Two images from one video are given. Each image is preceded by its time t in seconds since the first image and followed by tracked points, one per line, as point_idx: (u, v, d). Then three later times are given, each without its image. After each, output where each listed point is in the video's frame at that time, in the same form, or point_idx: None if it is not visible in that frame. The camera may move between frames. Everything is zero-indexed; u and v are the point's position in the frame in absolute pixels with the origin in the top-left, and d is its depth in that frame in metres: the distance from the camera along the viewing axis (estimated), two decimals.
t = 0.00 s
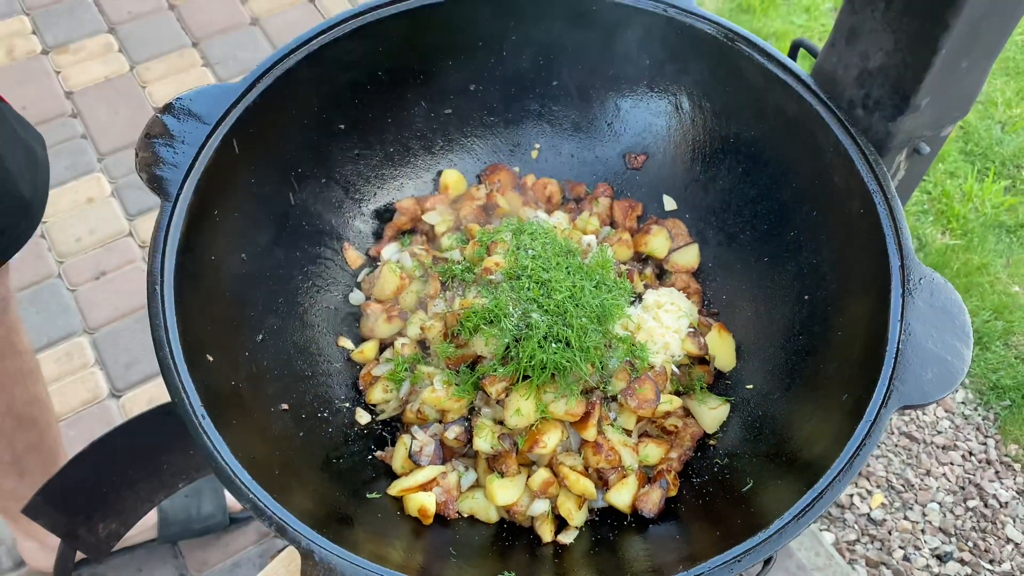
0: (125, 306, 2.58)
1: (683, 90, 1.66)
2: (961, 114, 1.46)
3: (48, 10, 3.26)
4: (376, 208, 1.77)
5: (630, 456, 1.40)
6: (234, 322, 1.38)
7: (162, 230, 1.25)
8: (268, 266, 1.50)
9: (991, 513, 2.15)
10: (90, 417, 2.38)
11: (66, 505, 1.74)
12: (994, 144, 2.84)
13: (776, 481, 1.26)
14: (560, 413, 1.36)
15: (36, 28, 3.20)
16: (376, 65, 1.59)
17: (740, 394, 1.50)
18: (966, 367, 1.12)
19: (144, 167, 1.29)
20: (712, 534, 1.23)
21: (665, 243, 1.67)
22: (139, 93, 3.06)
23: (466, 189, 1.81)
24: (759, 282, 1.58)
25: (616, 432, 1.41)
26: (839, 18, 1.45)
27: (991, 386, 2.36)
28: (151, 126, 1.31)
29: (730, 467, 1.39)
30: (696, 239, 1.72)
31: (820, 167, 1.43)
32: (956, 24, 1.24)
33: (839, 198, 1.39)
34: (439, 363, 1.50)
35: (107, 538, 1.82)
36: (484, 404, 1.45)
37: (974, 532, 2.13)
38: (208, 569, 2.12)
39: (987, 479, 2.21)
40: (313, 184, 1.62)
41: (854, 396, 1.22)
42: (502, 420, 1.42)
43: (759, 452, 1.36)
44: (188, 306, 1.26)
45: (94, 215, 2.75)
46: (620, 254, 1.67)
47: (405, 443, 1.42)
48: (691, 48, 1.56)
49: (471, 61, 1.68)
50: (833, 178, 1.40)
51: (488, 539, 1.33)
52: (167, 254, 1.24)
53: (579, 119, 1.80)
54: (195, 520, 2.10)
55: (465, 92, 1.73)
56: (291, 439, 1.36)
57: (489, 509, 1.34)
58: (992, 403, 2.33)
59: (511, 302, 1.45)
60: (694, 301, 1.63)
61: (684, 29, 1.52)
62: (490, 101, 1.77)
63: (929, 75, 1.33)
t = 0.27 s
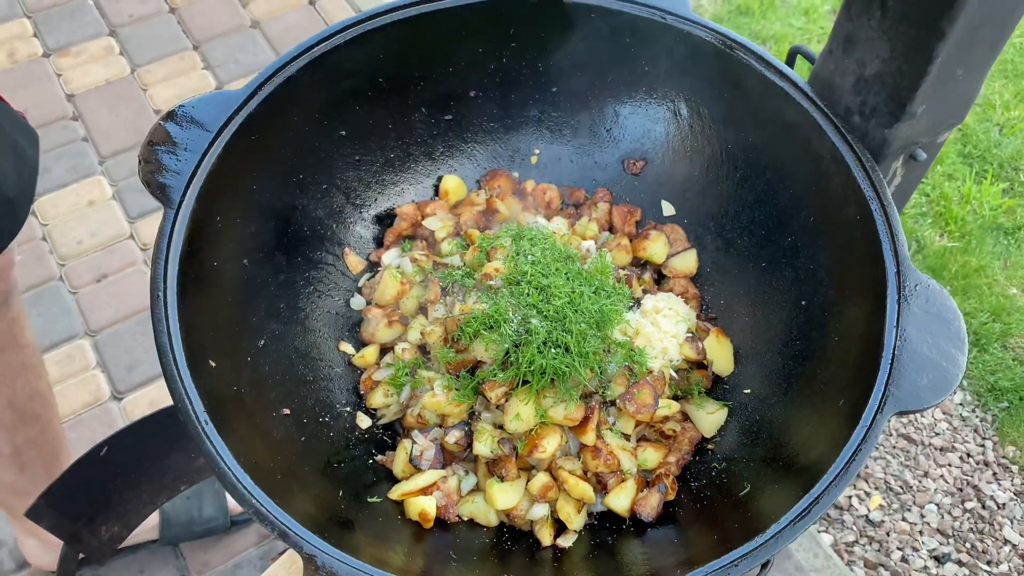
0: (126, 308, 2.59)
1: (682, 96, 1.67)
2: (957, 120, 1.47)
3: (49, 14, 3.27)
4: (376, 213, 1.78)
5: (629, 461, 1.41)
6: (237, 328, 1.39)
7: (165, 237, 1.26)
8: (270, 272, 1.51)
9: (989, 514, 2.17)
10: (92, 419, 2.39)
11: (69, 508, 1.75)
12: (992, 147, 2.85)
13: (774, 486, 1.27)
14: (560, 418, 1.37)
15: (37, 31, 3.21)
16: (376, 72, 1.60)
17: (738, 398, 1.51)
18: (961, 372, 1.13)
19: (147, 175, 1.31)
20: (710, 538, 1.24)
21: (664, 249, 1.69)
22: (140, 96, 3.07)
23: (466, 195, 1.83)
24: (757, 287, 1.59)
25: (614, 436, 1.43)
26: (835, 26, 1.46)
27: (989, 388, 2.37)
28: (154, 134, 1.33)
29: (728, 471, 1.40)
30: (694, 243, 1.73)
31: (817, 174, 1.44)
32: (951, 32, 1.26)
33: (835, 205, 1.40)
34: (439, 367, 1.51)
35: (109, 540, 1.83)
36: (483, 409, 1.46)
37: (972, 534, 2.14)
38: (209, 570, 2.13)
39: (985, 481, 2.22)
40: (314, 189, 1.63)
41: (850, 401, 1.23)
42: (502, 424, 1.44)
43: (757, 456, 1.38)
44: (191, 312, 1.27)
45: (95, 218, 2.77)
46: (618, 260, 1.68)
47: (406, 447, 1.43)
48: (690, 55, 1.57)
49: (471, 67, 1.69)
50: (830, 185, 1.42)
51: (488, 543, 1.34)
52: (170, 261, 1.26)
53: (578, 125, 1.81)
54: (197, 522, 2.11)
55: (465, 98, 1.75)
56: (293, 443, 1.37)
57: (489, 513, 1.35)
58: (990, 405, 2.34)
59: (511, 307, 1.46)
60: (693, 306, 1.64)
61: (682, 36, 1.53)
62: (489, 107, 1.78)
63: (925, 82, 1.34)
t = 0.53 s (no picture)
0: (128, 307, 2.60)
1: (681, 97, 1.68)
2: (955, 121, 1.49)
3: (51, 14, 3.28)
4: (378, 213, 1.80)
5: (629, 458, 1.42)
6: (241, 326, 1.40)
7: (170, 237, 1.28)
8: (273, 270, 1.53)
9: (987, 513, 2.18)
10: (94, 418, 2.40)
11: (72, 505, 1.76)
12: (991, 147, 2.86)
13: (773, 483, 1.28)
14: (561, 415, 1.38)
15: (39, 32, 3.23)
16: (378, 72, 1.62)
17: (737, 396, 1.52)
18: (958, 370, 1.15)
19: (151, 175, 1.32)
20: (709, 535, 1.25)
21: (664, 248, 1.70)
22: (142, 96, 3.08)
23: (467, 195, 1.84)
24: (756, 287, 1.60)
25: (615, 434, 1.44)
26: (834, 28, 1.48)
27: (988, 387, 2.38)
28: (159, 133, 1.34)
29: (728, 469, 1.41)
30: (694, 243, 1.74)
31: (816, 174, 1.45)
32: (948, 34, 1.27)
33: (834, 205, 1.41)
34: (441, 366, 1.53)
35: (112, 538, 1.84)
36: (485, 406, 1.47)
37: (970, 533, 2.15)
38: (210, 568, 2.14)
39: (983, 480, 2.24)
40: (317, 189, 1.65)
41: (848, 399, 1.25)
42: (503, 422, 1.45)
43: (756, 454, 1.39)
44: (195, 311, 1.28)
45: (97, 218, 2.78)
46: (618, 259, 1.69)
47: (408, 445, 1.44)
48: (689, 57, 1.58)
49: (472, 68, 1.70)
50: (828, 185, 1.43)
51: (490, 540, 1.35)
52: (174, 260, 1.27)
53: (578, 125, 1.83)
54: (199, 512, 2.16)
55: (467, 98, 1.76)
56: (296, 440, 1.38)
57: (490, 509, 1.37)
58: (988, 405, 2.36)
59: (513, 306, 1.48)
60: (693, 305, 1.66)
61: (682, 37, 1.54)
62: (491, 107, 1.79)
63: (923, 83, 1.35)
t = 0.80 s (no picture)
0: (130, 305, 2.61)
1: (681, 94, 1.69)
2: (952, 118, 1.50)
3: (54, 13, 3.30)
4: (381, 209, 1.81)
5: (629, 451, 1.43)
6: (245, 320, 1.41)
7: (176, 231, 1.29)
8: (277, 265, 1.54)
9: (986, 510, 2.20)
10: (96, 415, 2.40)
11: (76, 500, 1.77)
12: (990, 146, 2.87)
13: (771, 475, 1.30)
14: (562, 409, 1.40)
15: (41, 30, 3.24)
16: (381, 69, 1.63)
17: (736, 391, 1.54)
18: (955, 363, 1.16)
19: (157, 170, 1.34)
20: (709, 526, 1.27)
21: (664, 244, 1.72)
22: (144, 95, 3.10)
23: (469, 191, 1.86)
24: (756, 283, 1.62)
25: (615, 427, 1.45)
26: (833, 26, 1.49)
27: (987, 384, 2.40)
28: (164, 129, 1.36)
29: (727, 461, 1.43)
30: (694, 240, 1.76)
31: (815, 170, 1.47)
32: (945, 32, 1.28)
33: (833, 201, 1.43)
34: (444, 360, 1.54)
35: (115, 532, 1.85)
36: (487, 400, 1.49)
37: (969, 529, 2.17)
38: (212, 564, 2.15)
39: (981, 477, 2.25)
40: (320, 185, 1.66)
41: (846, 392, 1.26)
42: (505, 415, 1.46)
43: (755, 446, 1.40)
44: (201, 304, 1.30)
45: (100, 216, 2.79)
46: (619, 255, 1.71)
47: (411, 438, 1.46)
48: (689, 54, 1.59)
49: (474, 65, 1.71)
50: (828, 181, 1.44)
51: (491, 532, 1.37)
52: (180, 254, 1.28)
53: (579, 122, 1.84)
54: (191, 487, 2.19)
55: (469, 95, 1.77)
56: (300, 433, 1.39)
57: (492, 501, 1.38)
58: (987, 402, 2.37)
59: (515, 301, 1.49)
60: (692, 300, 1.67)
61: (682, 35, 1.55)
62: (493, 104, 1.81)
63: (920, 81, 1.37)
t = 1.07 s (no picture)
0: (131, 304, 2.63)
1: (675, 96, 1.71)
2: (941, 121, 1.53)
3: (55, 14, 3.32)
4: (379, 210, 1.83)
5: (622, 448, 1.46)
6: (244, 320, 1.44)
7: (175, 231, 1.31)
8: (276, 265, 1.56)
9: (980, 508, 2.22)
10: (98, 413, 2.43)
11: (78, 497, 1.79)
12: (986, 147, 2.89)
13: (761, 471, 1.32)
14: (556, 406, 1.42)
15: (42, 32, 3.27)
16: (378, 72, 1.65)
17: (728, 389, 1.56)
18: (940, 362, 1.18)
19: (157, 171, 1.36)
20: (700, 521, 1.29)
21: (658, 245, 1.75)
22: (144, 96, 3.12)
23: (466, 192, 1.89)
24: (748, 283, 1.64)
25: (608, 425, 1.48)
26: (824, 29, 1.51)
27: (981, 383, 2.42)
28: (164, 131, 1.38)
29: (718, 458, 1.45)
30: (688, 241, 1.78)
31: (806, 172, 1.49)
32: (933, 36, 1.30)
33: (824, 203, 1.45)
34: (440, 358, 1.56)
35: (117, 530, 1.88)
36: (482, 398, 1.51)
37: (963, 528, 2.19)
38: (213, 562, 2.17)
39: (976, 476, 2.27)
40: (319, 187, 1.69)
41: (835, 391, 1.28)
42: (500, 413, 1.49)
43: (746, 444, 1.43)
44: (200, 303, 1.32)
45: (101, 216, 2.81)
46: (613, 255, 1.75)
47: (407, 435, 1.48)
48: (683, 58, 1.61)
49: (470, 68, 1.74)
50: (818, 182, 1.46)
51: (487, 528, 1.39)
52: (180, 254, 1.31)
53: (574, 124, 1.87)
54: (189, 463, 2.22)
55: (465, 97, 1.80)
56: (298, 430, 1.42)
57: (487, 498, 1.40)
58: (981, 401, 2.39)
59: (510, 300, 1.51)
60: (685, 300, 1.70)
61: (675, 38, 1.57)
62: (489, 106, 1.83)
63: (909, 84, 1.39)
